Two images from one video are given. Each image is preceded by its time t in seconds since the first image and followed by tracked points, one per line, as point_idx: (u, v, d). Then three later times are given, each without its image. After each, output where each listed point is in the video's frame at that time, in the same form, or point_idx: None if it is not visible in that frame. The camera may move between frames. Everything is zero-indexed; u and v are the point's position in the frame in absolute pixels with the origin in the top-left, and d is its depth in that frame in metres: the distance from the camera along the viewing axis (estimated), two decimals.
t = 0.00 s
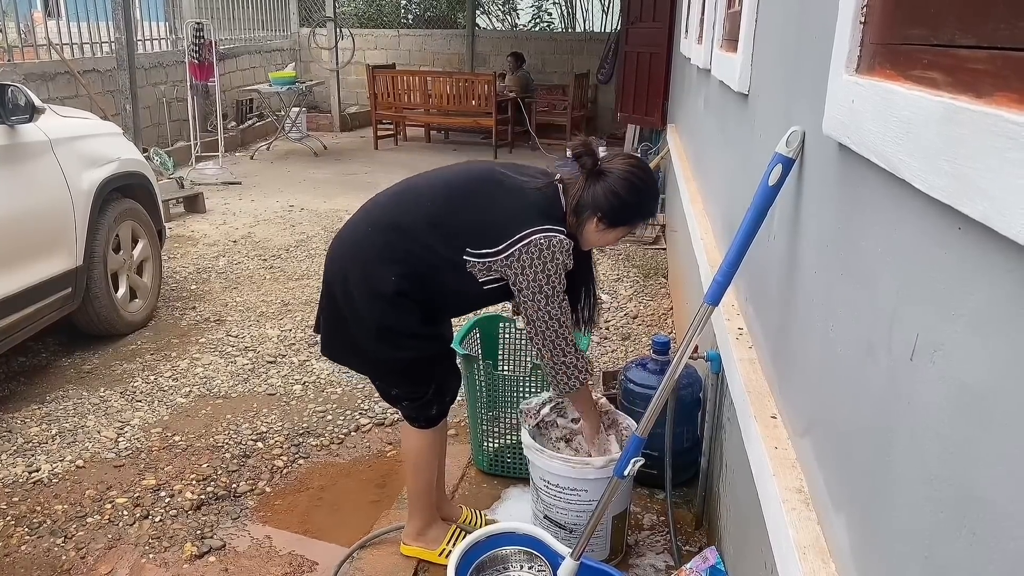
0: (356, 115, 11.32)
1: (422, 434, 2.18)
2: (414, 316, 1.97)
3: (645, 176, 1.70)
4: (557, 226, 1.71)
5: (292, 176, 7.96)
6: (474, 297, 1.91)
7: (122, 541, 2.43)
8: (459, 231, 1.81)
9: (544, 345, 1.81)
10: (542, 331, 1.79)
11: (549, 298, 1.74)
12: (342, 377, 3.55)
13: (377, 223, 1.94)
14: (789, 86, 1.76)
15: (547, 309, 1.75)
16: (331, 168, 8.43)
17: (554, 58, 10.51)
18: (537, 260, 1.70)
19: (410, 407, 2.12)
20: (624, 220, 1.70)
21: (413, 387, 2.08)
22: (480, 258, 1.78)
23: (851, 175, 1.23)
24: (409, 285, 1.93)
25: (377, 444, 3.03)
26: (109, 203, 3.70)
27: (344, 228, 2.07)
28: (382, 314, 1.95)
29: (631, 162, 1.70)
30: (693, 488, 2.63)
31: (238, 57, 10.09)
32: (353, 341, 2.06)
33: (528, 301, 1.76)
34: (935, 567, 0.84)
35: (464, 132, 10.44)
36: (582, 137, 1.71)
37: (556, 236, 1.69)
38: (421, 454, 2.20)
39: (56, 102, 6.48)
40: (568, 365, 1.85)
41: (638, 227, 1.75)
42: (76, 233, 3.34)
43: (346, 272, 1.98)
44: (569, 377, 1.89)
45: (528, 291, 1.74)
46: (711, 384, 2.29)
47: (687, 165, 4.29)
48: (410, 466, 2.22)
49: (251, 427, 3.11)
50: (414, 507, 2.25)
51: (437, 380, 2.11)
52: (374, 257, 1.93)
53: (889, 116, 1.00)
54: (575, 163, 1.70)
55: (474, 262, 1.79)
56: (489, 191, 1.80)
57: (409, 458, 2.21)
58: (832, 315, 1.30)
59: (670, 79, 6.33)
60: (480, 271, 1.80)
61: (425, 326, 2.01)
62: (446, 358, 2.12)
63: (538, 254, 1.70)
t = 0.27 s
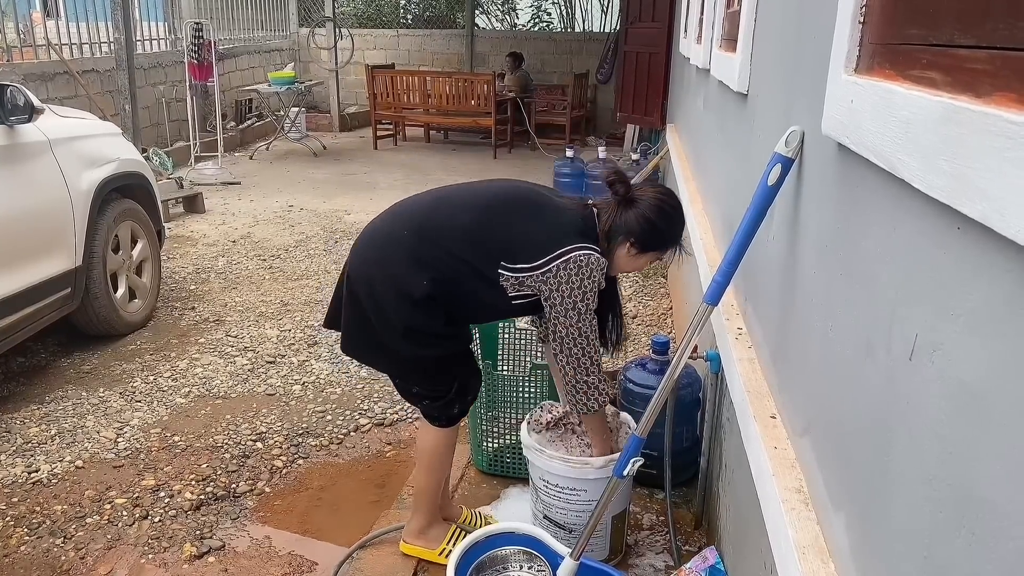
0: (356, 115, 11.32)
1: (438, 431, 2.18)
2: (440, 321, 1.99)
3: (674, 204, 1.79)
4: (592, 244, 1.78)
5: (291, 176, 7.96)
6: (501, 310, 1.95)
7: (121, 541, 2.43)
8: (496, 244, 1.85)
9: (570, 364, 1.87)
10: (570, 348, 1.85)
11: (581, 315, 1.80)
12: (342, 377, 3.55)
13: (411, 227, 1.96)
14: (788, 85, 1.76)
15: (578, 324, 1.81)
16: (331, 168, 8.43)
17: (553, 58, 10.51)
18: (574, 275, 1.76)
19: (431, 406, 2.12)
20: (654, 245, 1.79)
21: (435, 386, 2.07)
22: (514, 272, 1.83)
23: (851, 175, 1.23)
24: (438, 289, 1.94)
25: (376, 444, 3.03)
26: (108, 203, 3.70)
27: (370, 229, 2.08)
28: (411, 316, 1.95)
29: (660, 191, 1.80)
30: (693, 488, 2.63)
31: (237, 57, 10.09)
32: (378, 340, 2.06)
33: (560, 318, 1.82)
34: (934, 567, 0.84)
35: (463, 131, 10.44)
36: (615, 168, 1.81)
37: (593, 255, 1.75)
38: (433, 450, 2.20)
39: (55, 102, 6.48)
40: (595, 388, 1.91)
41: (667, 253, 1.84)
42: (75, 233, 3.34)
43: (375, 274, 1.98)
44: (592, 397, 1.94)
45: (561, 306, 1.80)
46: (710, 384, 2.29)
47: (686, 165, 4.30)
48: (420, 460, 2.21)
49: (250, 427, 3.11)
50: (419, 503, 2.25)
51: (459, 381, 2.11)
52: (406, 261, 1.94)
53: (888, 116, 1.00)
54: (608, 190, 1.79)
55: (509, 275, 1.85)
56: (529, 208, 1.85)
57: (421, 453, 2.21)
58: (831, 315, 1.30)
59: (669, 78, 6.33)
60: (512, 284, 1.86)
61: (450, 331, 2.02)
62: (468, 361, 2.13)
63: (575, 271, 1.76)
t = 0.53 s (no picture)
0: (355, 115, 11.32)
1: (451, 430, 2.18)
2: (459, 325, 2.00)
3: (695, 223, 1.79)
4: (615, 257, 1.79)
5: (291, 176, 7.96)
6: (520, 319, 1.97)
7: (121, 541, 2.43)
8: (522, 253, 1.88)
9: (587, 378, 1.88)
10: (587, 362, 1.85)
11: (601, 330, 1.81)
12: (341, 377, 3.55)
13: (437, 229, 1.98)
14: (787, 85, 1.76)
15: (598, 338, 1.81)
16: (330, 168, 8.43)
17: (553, 57, 10.51)
18: (598, 289, 1.77)
19: (446, 405, 2.10)
20: (677, 264, 1.78)
21: (452, 385, 2.06)
22: (538, 283, 1.85)
23: (850, 175, 1.23)
24: (459, 293, 1.96)
25: (376, 444, 3.03)
26: (107, 203, 3.70)
27: (392, 227, 2.09)
28: (431, 317, 1.96)
29: (682, 211, 1.79)
30: (693, 488, 2.63)
31: (237, 57, 10.09)
32: (395, 338, 2.06)
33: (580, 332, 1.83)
34: (934, 567, 0.84)
35: (463, 131, 10.44)
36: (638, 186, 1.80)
37: (618, 270, 1.76)
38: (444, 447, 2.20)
39: (54, 102, 6.48)
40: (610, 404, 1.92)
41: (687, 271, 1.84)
42: (74, 233, 3.34)
43: (395, 271, 1.99)
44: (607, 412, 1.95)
45: (583, 318, 1.81)
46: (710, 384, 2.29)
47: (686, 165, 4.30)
48: (429, 455, 2.22)
49: (250, 427, 3.11)
50: (423, 500, 2.25)
51: (476, 381, 2.09)
52: (429, 262, 1.96)
53: (888, 115, 1.00)
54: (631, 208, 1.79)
55: (532, 285, 1.86)
56: (558, 221, 1.88)
57: (431, 448, 2.22)
58: (831, 314, 1.30)
59: (669, 78, 6.33)
60: (534, 294, 1.87)
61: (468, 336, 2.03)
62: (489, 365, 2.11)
63: (600, 284, 1.76)
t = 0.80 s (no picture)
0: (355, 115, 11.32)
1: (444, 432, 2.17)
2: (446, 327, 2.00)
3: (679, 229, 1.83)
4: (600, 262, 1.82)
5: (291, 176, 7.96)
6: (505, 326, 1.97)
7: (121, 541, 2.43)
8: (509, 257, 1.89)
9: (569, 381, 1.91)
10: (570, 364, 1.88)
11: (585, 332, 1.83)
12: (341, 377, 3.55)
13: (425, 231, 1.99)
14: (787, 84, 1.76)
15: (582, 341, 1.84)
16: (330, 168, 8.43)
17: (553, 57, 10.51)
18: (583, 291, 1.79)
19: (440, 406, 2.10)
20: (663, 271, 1.83)
21: (442, 385, 2.06)
22: (523, 285, 1.86)
23: (850, 175, 1.23)
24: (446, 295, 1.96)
25: (376, 444, 3.03)
26: (106, 203, 3.70)
27: (382, 230, 2.10)
28: (418, 317, 1.96)
29: (666, 217, 1.83)
30: (693, 488, 2.63)
31: (236, 57, 10.09)
32: (383, 338, 2.06)
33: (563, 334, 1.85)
34: (934, 566, 0.84)
35: (463, 131, 10.44)
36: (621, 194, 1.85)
37: (602, 273, 1.79)
38: (439, 448, 2.19)
39: (54, 102, 6.48)
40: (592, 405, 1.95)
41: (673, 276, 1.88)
42: (74, 233, 3.34)
43: (383, 271, 1.99)
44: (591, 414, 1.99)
45: (568, 321, 1.83)
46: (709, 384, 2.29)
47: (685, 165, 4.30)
48: (426, 457, 2.21)
49: (250, 427, 3.11)
50: (422, 500, 2.25)
51: (467, 381, 2.09)
52: (417, 264, 1.96)
53: (888, 115, 1.00)
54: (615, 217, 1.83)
55: (517, 288, 1.87)
56: (544, 226, 1.90)
57: (427, 449, 2.21)
58: (831, 314, 1.30)
59: (669, 78, 6.33)
60: (520, 297, 1.88)
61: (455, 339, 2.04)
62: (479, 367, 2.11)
63: (584, 287, 1.79)
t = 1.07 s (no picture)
0: (355, 115, 11.32)
1: (431, 431, 2.18)
2: (424, 319, 2.00)
3: (652, 208, 1.82)
4: (568, 241, 1.80)
5: (291, 176, 7.95)
6: (481, 311, 1.97)
7: (121, 541, 2.42)
8: (479, 240, 1.88)
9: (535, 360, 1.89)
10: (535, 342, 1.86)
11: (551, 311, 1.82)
12: (341, 377, 3.55)
13: (398, 224, 1.98)
14: (787, 85, 1.76)
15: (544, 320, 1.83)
16: (330, 168, 8.43)
17: (553, 57, 10.51)
18: (548, 270, 1.78)
19: (421, 403, 2.10)
20: (637, 250, 1.80)
21: (423, 383, 2.06)
22: (491, 265, 1.85)
23: (850, 175, 1.23)
24: (423, 287, 1.97)
25: (376, 444, 3.03)
26: (106, 203, 3.70)
27: (357, 226, 2.09)
28: (397, 312, 1.96)
29: (638, 197, 1.82)
30: (693, 488, 2.63)
31: (236, 57, 10.08)
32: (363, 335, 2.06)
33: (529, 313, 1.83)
34: (933, 566, 0.84)
35: (463, 131, 10.44)
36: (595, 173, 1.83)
37: (569, 253, 1.78)
38: (429, 448, 2.19)
39: (54, 102, 6.47)
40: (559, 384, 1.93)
41: (648, 256, 1.86)
42: (73, 233, 3.33)
43: (360, 268, 1.99)
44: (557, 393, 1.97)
45: (532, 300, 1.82)
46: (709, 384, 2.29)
47: (685, 164, 4.31)
48: (417, 459, 2.21)
49: (249, 427, 3.11)
50: (418, 502, 2.25)
51: (447, 378, 2.09)
52: (392, 258, 1.96)
53: (887, 115, 1.01)
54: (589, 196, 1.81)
55: (484, 268, 1.87)
56: (513, 209, 1.89)
57: (416, 450, 2.21)
58: (831, 314, 1.30)
59: (668, 78, 6.33)
60: (487, 279, 1.88)
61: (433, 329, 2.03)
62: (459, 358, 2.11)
63: (551, 266, 1.78)
